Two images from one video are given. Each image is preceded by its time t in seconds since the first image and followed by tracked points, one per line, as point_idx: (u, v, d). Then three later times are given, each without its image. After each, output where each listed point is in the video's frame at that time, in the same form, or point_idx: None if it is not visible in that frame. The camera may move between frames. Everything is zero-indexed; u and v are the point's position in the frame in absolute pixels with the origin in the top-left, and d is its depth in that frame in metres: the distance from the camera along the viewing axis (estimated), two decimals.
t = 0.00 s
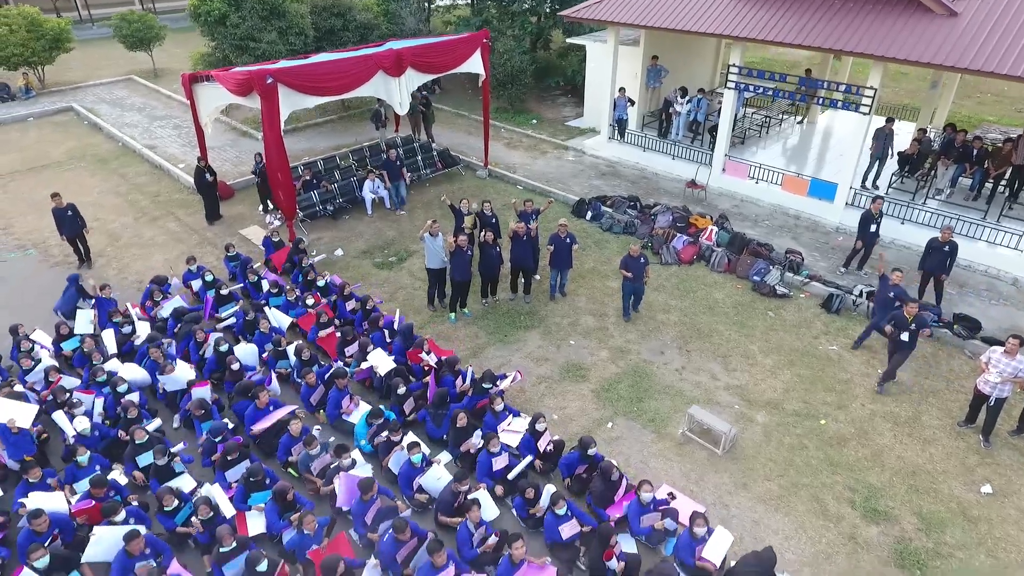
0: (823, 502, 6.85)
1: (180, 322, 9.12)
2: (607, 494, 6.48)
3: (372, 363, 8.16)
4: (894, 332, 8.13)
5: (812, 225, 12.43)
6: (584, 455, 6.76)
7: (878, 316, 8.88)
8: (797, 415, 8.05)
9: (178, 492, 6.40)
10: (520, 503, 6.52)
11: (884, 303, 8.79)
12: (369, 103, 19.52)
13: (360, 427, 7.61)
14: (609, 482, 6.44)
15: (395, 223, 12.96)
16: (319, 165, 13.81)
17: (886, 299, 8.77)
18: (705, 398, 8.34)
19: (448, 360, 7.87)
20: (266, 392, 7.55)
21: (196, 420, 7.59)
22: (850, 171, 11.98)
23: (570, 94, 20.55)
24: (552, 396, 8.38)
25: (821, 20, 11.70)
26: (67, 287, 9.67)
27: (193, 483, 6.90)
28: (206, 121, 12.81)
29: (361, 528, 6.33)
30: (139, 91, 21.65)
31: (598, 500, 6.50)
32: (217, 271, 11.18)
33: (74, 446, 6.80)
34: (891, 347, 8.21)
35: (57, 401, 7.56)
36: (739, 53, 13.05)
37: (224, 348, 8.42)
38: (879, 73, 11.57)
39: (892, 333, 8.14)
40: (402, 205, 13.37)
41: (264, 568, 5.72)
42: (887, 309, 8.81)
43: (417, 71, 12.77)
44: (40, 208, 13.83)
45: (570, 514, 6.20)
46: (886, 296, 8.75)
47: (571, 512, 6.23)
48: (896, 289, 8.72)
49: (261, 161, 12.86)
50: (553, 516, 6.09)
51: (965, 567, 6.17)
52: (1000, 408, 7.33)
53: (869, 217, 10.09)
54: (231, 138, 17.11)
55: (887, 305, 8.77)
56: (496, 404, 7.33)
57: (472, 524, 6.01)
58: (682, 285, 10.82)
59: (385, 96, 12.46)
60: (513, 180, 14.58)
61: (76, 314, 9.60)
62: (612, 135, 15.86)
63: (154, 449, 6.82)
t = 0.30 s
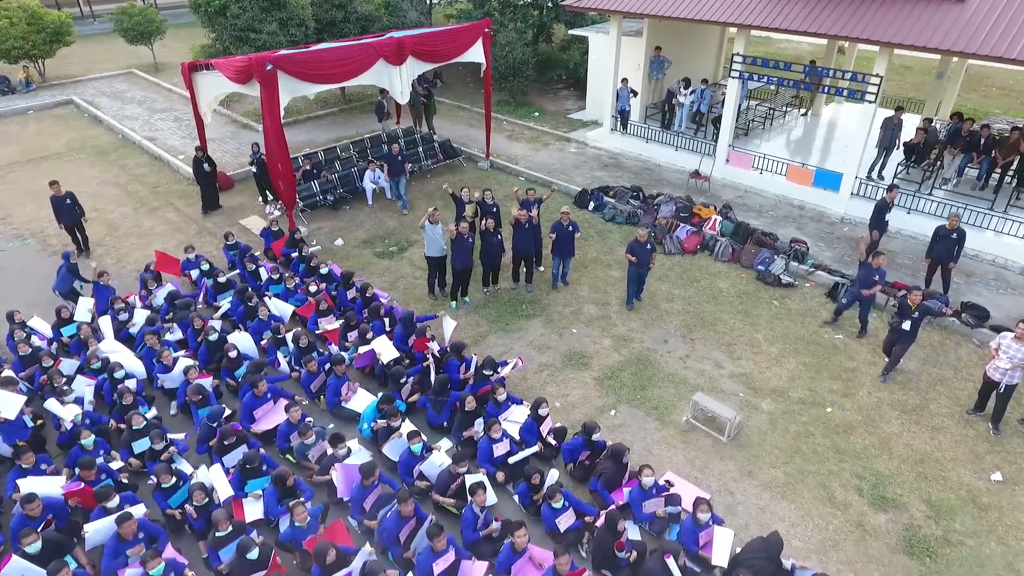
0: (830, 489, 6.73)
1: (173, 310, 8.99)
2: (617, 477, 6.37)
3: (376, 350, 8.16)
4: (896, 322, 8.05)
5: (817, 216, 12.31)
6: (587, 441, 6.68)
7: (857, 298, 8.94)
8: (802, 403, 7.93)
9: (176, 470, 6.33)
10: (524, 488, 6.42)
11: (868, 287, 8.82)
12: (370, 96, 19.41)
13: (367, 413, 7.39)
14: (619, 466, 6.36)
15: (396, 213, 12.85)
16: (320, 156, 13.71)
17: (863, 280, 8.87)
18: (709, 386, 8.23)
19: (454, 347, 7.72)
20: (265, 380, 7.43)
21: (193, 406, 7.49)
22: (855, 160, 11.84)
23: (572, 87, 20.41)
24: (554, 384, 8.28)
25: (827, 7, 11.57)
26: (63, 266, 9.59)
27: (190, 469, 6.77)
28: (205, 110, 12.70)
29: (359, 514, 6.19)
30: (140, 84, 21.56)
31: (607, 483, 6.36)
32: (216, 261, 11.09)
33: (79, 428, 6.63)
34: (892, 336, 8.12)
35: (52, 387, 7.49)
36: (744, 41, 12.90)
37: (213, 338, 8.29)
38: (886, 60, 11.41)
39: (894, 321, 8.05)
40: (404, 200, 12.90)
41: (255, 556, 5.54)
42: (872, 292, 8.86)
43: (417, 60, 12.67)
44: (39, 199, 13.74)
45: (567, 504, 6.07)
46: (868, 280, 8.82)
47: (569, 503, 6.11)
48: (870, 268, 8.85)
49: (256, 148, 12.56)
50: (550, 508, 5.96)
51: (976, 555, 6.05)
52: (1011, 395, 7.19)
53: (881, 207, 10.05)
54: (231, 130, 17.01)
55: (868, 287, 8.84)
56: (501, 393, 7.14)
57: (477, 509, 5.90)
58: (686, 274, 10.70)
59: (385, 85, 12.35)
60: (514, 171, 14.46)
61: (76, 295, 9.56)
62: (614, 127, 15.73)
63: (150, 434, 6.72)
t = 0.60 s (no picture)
0: (843, 484, 6.50)
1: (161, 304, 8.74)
2: (627, 468, 6.17)
3: (376, 342, 7.89)
4: (905, 314, 7.81)
5: (825, 208, 12.06)
6: (593, 435, 6.46)
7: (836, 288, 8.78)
8: (813, 397, 7.70)
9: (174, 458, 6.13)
10: (532, 477, 6.18)
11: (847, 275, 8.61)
12: (370, 90, 19.18)
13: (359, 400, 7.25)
14: (631, 457, 6.17)
15: (396, 206, 12.64)
16: (319, 148, 13.49)
17: (844, 270, 8.59)
18: (717, 380, 8.00)
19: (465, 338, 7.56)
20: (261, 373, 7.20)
21: (186, 399, 7.28)
22: (863, 152, 11.60)
23: (575, 81, 20.17)
24: (557, 377, 8.05)
25: None
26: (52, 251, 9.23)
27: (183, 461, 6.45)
28: (202, 101, 12.49)
29: (355, 511, 5.97)
30: (138, 79, 21.36)
31: (617, 474, 6.13)
32: (212, 253, 10.87)
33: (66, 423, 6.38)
34: (901, 328, 7.86)
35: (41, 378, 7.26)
36: (749, 31, 12.67)
37: (198, 337, 8.09)
38: (896, 48, 11.16)
39: (902, 314, 7.81)
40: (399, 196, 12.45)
41: (233, 561, 5.27)
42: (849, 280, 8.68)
43: (416, 49, 12.47)
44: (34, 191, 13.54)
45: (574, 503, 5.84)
46: (848, 268, 8.58)
47: (574, 501, 5.86)
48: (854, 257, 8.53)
49: (250, 139, 12.26)
50: (555, 505, 5.71)
51: (996, 553, 5.82)
52: None
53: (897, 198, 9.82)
54: (230, 123, 16.80)
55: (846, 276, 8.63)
56: (507, 384, 6.98)
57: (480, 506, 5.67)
58: (692, 267, 10.48)
59: (384, 74, 12.14)
60: (516, 164, 14.24)
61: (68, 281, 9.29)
62: (617, 120, 15.51)
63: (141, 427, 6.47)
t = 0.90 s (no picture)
0: (862, 501, 6.20)
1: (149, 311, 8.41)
2: (629, 484, 5.86)
3: (377, 350, 7.61)
4: (918, 319, 7.52)
5: (835, 209, 11.75)
6: (599, 449, 6.17)
7: (828, 290, 8.43)
8: (829, 407, 7.40)
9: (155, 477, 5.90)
10: (536, 490, 5.86)
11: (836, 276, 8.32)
12: (370, 89, 18.88)
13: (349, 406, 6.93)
14: (630, 473, 5.85)
15: (396, 207, 12.35)
16: (317, 148, 13.22)
17: (832, 270, 8.32)
18: (728, 389, 7.70)
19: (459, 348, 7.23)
20: (255, 384, 6.90)
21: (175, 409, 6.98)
22: (876, 152, 11.31)
23: (578, 80, 19.86)
24: (562, 386, 7.76)
25: None
26: (32, 255, 8.97)
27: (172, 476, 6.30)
28: (197, 99, 12.21)
29: (351, 529, 5.69)
30: (136, 77, 21.08)
31: (618, 492, 5.84)
32: (207, 256, 10.59)
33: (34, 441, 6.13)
34: (915, 333, 7.56)
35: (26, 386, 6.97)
36: (758, 27, 12.37)
37: (187, 344, 7.82)
38: (910, 44, 10.86)
39: (914, 320, 7.52)
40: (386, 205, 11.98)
41: None
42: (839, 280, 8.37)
43: (417, 47, 12.17)
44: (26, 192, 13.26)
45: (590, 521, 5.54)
46: (835, 268, 8.30)
47: (592, 520, 5.57)
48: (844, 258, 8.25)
49: (245, 140, 11.93)
50: (572, 520, 5.44)
51: None
52: None
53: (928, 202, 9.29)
54: (227, 123, 16.52)
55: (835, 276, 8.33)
56: (517, 391, 6.69)
57: (483, 527, 5.39)
58: (700, 270, 10.18)
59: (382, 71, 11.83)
60: (518, 164, 13.95)
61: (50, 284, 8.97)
62: (622, 119, 15.20)
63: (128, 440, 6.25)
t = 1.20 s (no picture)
0: (888, 536, 5.84)
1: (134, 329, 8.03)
2: (634, 527, 5.49)
3: (386, 373, 7.16)
4: (937, 337, 7.14)
5: (849, 218, 11.38)
6: (609, 480, 5.80)
7: (819, 302, 8.18)
8: (848, 432, 7.05)
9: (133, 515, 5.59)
10: (537, 528, 5.49)
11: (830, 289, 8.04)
12: (370, 92, 18.53)
13: (343, 433, 6.56)
14: (635, 515, 5.43)
15: (395, 215, 12.00)
16: (315, 154, 12.87)
17: (825, 282, 8.05)
18: (742, 412, 7.35)
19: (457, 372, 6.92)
20: (245, 408, 6.54)
21: (162, 434, 6.63)
22: (891, 159, 10.94)
23: (581, 83, 19.51)
24: (568, 409, 7.40)
25: None
26: (13, 268, 8.76)
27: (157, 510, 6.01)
28: (191, 104, 11.87)
29: (344, 567, 5.31)
30: (132, 80, 20.75)
31: (623, 535, 5.52)
32: (200, 267, 10.24)
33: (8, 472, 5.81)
34: (934, 352, 7.19)
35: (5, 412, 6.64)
36: (768, 30, 12.01)
37: (177, 361, 7.47)
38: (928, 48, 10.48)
39: (932, 338, 7.15)
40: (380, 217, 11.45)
41: None
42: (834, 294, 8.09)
43: (417, 50, 11.82)
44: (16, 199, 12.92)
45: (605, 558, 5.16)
46: (827, 279, 8.04)
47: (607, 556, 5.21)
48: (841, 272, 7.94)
49: (240, 148, 11.53)
50: (588, 554, 5.08)
51: None
52: None
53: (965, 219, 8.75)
54: (224, 127, 16.18)
55: (829, 288, 8.06)
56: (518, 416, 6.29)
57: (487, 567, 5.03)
58: (710, 282, 9.82)
59: (381, 75, 11.45)
60: (521, 170, 13.60)
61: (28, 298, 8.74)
62: (627, 123, 14.83)
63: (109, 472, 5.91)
